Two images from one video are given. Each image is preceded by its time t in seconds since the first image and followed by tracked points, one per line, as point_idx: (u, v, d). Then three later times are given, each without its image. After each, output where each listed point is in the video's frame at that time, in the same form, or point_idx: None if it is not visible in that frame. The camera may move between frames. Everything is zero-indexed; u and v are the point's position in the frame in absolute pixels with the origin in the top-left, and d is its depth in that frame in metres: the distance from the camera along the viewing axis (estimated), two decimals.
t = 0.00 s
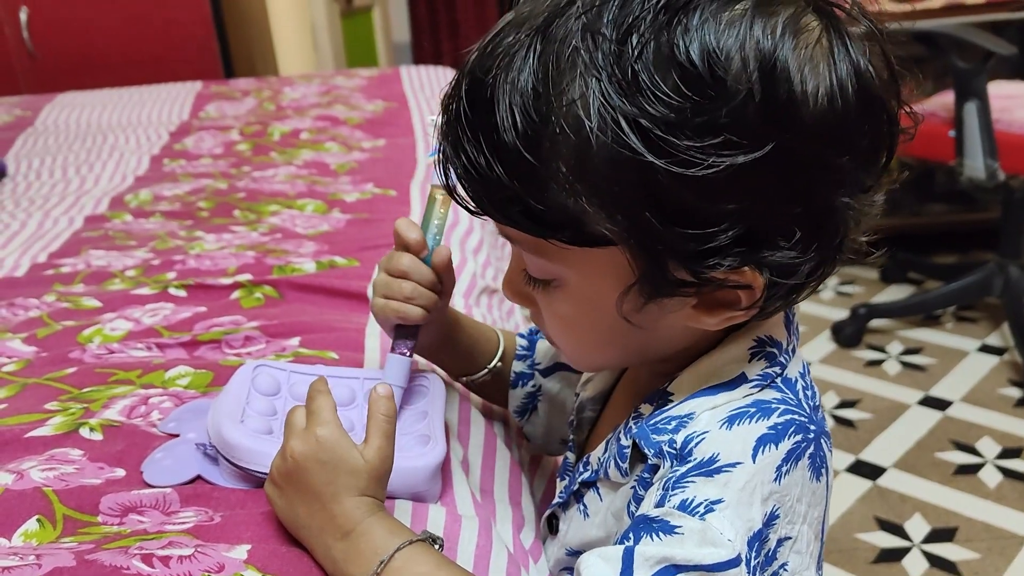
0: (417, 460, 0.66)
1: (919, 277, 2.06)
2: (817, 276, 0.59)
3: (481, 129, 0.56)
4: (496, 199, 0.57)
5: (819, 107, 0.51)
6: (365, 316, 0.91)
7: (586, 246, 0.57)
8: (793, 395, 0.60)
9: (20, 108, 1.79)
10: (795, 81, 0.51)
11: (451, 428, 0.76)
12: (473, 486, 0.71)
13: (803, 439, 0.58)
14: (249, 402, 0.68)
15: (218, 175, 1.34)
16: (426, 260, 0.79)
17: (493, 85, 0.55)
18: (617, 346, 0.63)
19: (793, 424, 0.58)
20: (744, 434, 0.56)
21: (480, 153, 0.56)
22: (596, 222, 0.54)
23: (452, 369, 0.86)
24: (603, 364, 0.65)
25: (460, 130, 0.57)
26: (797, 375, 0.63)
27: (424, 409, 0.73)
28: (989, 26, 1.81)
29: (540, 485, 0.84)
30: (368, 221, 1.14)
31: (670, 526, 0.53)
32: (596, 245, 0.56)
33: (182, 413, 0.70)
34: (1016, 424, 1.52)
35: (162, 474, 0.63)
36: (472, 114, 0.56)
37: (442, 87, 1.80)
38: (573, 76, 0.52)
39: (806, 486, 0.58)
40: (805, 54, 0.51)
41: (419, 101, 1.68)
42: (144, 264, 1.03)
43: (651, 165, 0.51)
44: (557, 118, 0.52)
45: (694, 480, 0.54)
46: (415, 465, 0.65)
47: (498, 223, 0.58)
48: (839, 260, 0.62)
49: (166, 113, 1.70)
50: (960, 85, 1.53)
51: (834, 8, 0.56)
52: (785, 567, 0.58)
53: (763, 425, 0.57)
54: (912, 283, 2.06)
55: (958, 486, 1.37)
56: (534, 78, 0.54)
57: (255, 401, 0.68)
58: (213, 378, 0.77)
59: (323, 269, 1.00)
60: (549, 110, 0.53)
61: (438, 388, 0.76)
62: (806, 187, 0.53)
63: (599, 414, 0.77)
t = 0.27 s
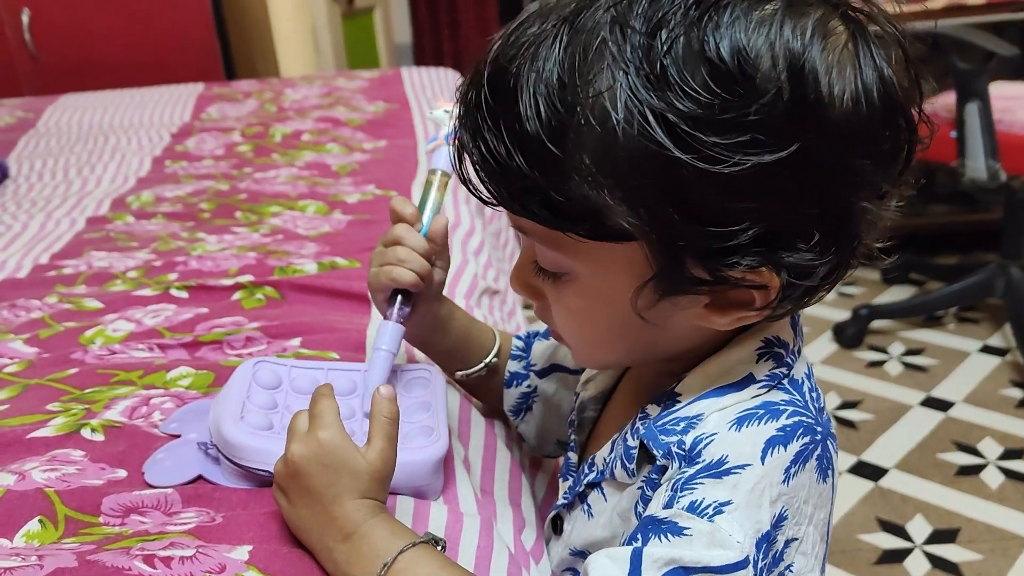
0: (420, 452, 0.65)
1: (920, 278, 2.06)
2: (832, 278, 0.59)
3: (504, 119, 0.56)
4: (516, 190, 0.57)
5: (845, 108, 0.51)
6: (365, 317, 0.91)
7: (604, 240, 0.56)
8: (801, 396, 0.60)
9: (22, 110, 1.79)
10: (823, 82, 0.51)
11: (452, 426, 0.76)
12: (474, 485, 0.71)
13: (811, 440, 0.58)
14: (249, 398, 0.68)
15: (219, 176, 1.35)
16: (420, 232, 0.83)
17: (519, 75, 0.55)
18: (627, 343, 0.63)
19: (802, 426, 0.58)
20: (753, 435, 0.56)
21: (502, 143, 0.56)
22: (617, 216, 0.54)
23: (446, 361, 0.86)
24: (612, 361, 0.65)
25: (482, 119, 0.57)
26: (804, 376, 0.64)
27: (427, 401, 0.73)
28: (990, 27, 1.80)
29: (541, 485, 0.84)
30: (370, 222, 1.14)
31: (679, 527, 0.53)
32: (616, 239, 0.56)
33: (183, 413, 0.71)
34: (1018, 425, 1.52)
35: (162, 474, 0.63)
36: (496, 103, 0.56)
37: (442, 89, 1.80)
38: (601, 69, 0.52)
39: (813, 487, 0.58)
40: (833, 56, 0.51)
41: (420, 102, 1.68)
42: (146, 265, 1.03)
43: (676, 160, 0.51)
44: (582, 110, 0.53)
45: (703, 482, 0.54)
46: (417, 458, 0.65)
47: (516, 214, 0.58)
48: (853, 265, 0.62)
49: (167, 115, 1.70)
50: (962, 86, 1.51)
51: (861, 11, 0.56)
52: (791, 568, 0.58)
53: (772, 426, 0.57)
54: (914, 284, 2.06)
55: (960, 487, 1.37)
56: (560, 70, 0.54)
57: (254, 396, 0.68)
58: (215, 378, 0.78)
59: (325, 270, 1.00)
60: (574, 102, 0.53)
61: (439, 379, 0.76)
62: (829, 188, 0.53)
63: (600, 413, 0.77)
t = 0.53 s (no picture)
0: (421, 453, 0.65)
1: (922, 278, 2.06)
2: (848, 283, 0.59)
3: (521, 114, 0.56)
4: (530, 186, 0.56)
5: (867, 113, 0.51)
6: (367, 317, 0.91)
7: (620, 240, 0.56)
8: (810, 395, 0.60)
9: (23, 110, 1.79)
10: (847, 86, 0.51)
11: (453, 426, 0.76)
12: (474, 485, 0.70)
13: (820, 440, 0.58)
14: (250, 398, 0.68)
15: (221, 177, 1.35)
16: (413, 221, 0.79)
17: (539, 70, 0.55)
18: (639, 342, 0.63)
19: (811, 425, 0.58)
20: (762, 435, 0.56)
21: (518, 138, 0.56)
22: (634, 214, 0.53)
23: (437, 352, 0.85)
24: (624, 361, 0.65)
25: (498, 113, 0.57)
26: (815, 374, 0.64)
27: (428, 401, 0.73)
28: (992, 26, 1.80)
29: (542, 486, 0.84)
30: (371, 222, 1.14)
31: (687, 529, 0.53)
32: (633, 238, 0.56)
33: (184, 414, 0.71)
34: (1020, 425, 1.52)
35: (164, 475, 0.63)
36: (513, 98, 0.56)
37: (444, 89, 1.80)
38: (623, 66, 0.52)
39: (821, 486, 0.58)
40: (858, 60, 0.51)
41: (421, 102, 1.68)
42: (147, 265, 1.03)
43: (697, 159, 0.51)
44: (602, 107, 0.53)
45: (712, 483, 0.54)
46: (418, 457, 0.65)
47: (530, 211, 0.58)
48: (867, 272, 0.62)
49: (169, 115, 1.70)
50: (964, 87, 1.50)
51: (882, 18, 0.57)
52: (798, 566, 0.58)
53: (782, 426, 0.57)
54: (916, 284, 2.05)
55: (963, 487, 1.37)
56: (581, 66, 0.54)
57: (255, 397, 0.68)
58: (216, 379, 0.78)
59: (326, 270, 1.00)
60: (595, 98, 0.53)
61: (440, 379, 0.76)
62: (849, 192, 0.53)
63: (608, 411, 0.77)
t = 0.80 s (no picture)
0: (422, 453, 0.65)
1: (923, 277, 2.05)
2: (853, 288, 0.59)
3: (528, 114, 0.55)
4: (537, 188, 0.56)
5: (877, 119, 0.51)
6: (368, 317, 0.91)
7: (627, 243, 0.56)
8: (809, 399, 0.60)
9: (24, 110, 1.79)
10: (857, 91, 0.51)
11: (455, 426, 0.76)
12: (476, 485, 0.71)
13: (820, 443, 0.58)
14: (252, 398, 0.68)
15: (222, 176, 1.35)
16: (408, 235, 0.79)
17: (547, 70, 0.55)
18: (641, 345, 0.63)
19: (810, 428, 0.58)
20: (760, 439, 0.56)
21: (525, 139, 0.55)
22: (643, 218, 0.53)
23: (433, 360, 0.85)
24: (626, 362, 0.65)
25: (505, 114, 0.57)
26: (813, 378, 0.64)
27: (430, 401, 0.73)
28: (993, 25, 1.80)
29: (544, 487, 0.84)
30: (372, 221, 1.14)
31: (685, 533, 0.53)
32: (641, 241, 0.55)
33: (186, 414, 0.71)
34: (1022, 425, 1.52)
35: (166, 475, 0.63)
36: (521, 98, 0.56)
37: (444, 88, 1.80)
38: (633, 68, 0.52)
39: (820, 489, 0.58)
40: (869, 65, 0.51)
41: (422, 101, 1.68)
42: (149, 265, 1.03)
43: (708, 163, 0.51)
44: (612, 109, 0.52)
45: (710, 487, 0.54)
46: (419, 459, 0.65)
47: (536, 212, 0.58)
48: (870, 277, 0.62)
49: (170, 115, 1.70)
50: (966, 86, 1.50)
51: (892, 20, 0.56)
52: (799, 570, 0.58)
53: (780, 430, 0.57)
54: (917, 283, 2.05)
55: (964, 487, 1.37)
56: (590, 67, 0.53)
57: (257, 397, 0.68)
58: (218, 379, 0.78)
59: (328, 270, 1.00)
60: (604, 100, 0.53)
61: (441, 379, 0.76)
62: (859, 198, 0.53)
63: (605, 414, 0.77)
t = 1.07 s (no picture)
0: (421, 462, 0.66)
1: (925, 276, 2.05)
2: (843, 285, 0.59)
3: (527, 87, 0.54)
4: (530, 163, 0.54)
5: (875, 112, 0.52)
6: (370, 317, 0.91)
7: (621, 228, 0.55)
8: (797, 397, 0.60)
9: (26, 109, 1.79)
10: (857, 80, 0.51)
11: (456, 426, 0.76)
12: (479, 485, 0.71)
13: (810, 440, 0.58)
14: (254, 404, 0.68)
15: (224, 176, 1.35)
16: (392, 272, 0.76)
17: (548, 43, 0.54)
18: (625, 343, 0.61)
19: (799, 426, 0.57)
20: (748, 439, 0.56)
21: (522, 112, 0.54)
22: (639, 195, 0.52)
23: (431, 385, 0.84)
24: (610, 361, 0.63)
25: (503, 88, 0.55)
26: (801, 376, 0.64)
27: (432, 405, 0.73)
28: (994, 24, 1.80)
29: (547, 485, 0.84)
30: (374, 221, 1.14)
31: (677, 536, 0.53)
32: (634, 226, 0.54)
33: (188, 413, 0.71)
34: None
35: (169, 477, 0.63)
36: (520, 72, 0.55)
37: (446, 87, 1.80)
38: (638, 42, 0.51)
39: (814, 486, 0.58)
40: (868, 58, 0.52)
41: (424, 100, 1.68)
42: (151, 264, 1.03)
43: (710, 138, 0.50)
44: (614, 81, 0.51)
45: (699, 489, 0.54)
46: (419, 468, 0.65)
47: (527, 193, 0.56)
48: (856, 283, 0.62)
49: (171, 114, 1.70)
50: (966, 84, 1.51)
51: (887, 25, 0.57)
52: (797, 568, 0.58)
53: (768, 429, 0.56)
54: (919, 282, 2.05)
55: (966, 486, 1.37)
56: (593, 40, 0.53)
57: (260, 403, 0.68)
58: (220, 378, 0.78)
59: (329, 269, 1.00)
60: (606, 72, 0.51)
61: (443, 382, 0.76)
62: (855, 185, 0.53)
63: (600, 418, 0.77)
